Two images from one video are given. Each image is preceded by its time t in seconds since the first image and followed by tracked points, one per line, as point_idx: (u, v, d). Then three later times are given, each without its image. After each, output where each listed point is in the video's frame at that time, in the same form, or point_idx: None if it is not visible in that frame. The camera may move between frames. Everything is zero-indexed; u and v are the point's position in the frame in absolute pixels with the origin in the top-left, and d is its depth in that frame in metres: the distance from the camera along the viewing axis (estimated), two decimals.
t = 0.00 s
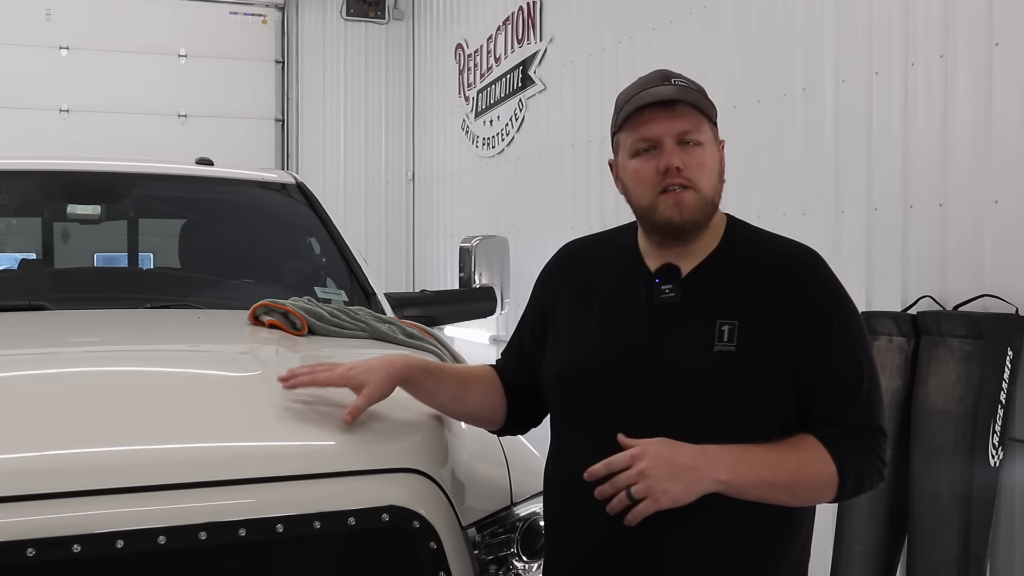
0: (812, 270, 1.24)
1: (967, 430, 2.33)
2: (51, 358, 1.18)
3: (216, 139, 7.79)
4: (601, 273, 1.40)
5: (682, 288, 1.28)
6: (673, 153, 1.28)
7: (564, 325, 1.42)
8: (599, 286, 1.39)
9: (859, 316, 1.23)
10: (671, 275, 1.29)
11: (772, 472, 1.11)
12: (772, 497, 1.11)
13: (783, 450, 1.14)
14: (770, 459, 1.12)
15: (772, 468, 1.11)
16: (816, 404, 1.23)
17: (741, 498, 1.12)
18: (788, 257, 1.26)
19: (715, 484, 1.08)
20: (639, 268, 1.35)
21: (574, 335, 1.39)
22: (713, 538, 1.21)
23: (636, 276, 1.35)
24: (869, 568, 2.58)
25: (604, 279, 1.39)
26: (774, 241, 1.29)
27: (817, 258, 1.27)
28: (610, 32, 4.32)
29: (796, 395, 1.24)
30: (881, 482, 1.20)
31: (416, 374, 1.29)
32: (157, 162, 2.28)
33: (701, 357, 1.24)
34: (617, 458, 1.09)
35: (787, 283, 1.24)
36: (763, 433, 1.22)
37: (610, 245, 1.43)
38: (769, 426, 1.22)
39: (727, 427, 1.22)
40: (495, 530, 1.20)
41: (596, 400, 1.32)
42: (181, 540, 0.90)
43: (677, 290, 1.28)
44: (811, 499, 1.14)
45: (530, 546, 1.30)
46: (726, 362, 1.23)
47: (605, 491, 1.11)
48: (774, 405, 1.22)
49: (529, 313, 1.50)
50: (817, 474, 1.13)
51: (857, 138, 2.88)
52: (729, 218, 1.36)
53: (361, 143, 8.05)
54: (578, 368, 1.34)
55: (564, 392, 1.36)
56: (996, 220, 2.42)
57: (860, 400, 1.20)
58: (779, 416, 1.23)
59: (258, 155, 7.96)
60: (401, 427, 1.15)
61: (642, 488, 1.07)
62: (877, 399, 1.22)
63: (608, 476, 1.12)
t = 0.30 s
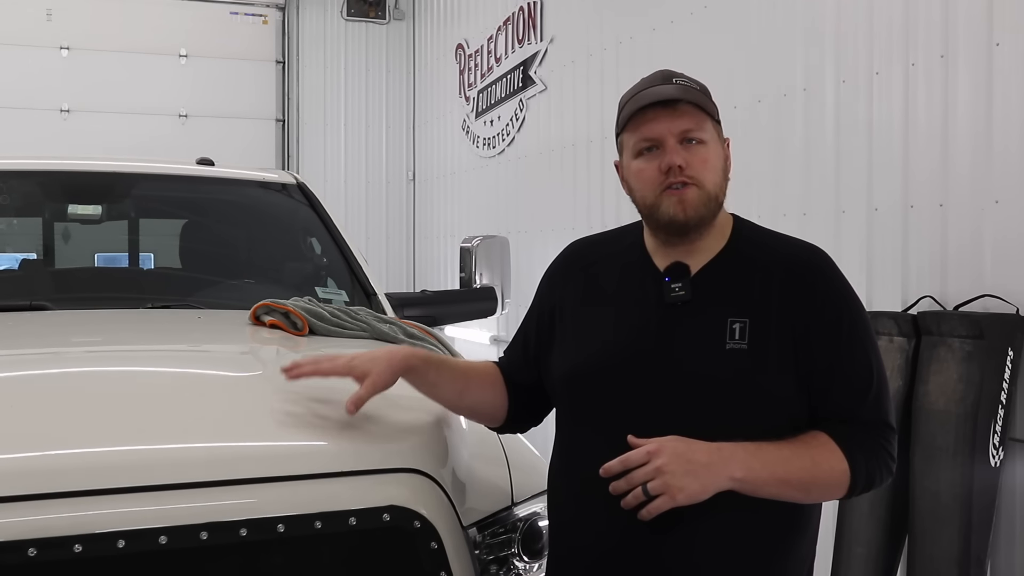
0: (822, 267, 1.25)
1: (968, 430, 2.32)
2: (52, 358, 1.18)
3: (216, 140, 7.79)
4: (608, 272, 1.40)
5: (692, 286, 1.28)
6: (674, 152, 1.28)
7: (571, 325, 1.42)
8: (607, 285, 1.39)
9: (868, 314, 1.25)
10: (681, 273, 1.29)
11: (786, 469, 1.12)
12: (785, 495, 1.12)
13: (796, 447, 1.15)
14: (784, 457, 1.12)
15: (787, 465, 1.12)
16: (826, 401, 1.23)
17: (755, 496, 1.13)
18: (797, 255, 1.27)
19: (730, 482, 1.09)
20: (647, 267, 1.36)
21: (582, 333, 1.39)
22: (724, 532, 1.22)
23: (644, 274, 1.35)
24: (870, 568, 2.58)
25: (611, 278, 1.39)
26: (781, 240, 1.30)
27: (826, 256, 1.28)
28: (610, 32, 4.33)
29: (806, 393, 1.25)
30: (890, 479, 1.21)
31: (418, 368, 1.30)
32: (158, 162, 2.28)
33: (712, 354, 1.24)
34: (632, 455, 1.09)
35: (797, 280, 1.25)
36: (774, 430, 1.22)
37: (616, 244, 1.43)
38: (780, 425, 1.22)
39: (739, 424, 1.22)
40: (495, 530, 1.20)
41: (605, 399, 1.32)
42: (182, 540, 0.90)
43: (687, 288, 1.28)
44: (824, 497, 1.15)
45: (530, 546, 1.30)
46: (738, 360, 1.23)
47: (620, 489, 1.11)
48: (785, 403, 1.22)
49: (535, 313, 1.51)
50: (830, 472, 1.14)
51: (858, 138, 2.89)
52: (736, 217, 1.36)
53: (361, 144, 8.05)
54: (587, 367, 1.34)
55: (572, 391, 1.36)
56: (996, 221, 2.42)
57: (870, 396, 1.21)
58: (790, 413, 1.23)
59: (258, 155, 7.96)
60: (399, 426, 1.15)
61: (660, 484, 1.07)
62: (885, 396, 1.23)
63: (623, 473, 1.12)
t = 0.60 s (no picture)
0: (822, 265, 1.26)
1: (968, 431, 2.32)
2: (52, 358, 1.18)
3: (216, 139, 7.79)
4: (609, 273, 1.40)
5: (693, 286, 1.29)
6: (671, 153, 1.29)
7: (571, 325, 1.42)
8: (607, 285, 1.39)
9: (868, 312, 1.25)
10: (681, 273, 1.30)
11: (791, 466, 1.12)
12: (790, 492, 1.13)
13: (802, 444, 1.16)
14: (789, 454, 1.13)
15: (792, 463, 1.13)
16: (827, 400, 1.24)
17: (760, 494, 1.14)
18: (797, 254, 1.28)
19: (736, 478, 1.10)
20: (648, 267, 1.36)
21: (582, 334, 1.39)
22: (728, 531, 1.22)
23: (645, 275, 1.35)
24: (870, 568, 2.58)
25: (612, 279, 1.39)
26: (781, 238, 1.31)
27: (827, 256, 1.29)
28: (610, 32, 4.33)
29: (807, 391, 1.25)
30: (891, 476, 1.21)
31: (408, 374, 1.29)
32: (158, 162, 2.28)
33: (714, 353, 1.25)
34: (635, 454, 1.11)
35: (797, 278, 1.26)
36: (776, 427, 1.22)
37: (617, 246, 1.44)
38: (783, 424, 1.23)
39: (741, 423, 1.22)
40: (495, 530, 1.21)
41: (607, 399, 1.32)
42: (182, 539, 0.91)
43: (688, 288, 1.28)
44: (829, 494, 1.15)
45: (530, 546, 1.28)
46: (740, 359, 1.24)
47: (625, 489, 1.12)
48: (787, 401, 1.23)
49: (535, 315, 1.51)
50: (835, 469, 1.15)
51: (858, 139, 2.89)
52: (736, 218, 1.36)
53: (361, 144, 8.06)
54: (588, 368, 1.34)
55: (574, 391, 1.36)
56: (996, 221, 2.42)
57: (871, 395, 1.21)
58: (792, 412, 1.23)
59: (258, 155, 7.96)
60: (398, 425, 1.15)
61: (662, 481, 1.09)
62: (886, 394, 1.23)
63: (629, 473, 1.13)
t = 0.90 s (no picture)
0: (817, 264, 1.26)
1: (968, 431, 2.32)
2: (52, 358, 1.18)
3: (217, 139, 7.79)
4: (605, 274, 1.40)
5: (690, 286, 1.29)
6: (663, 155, 1.29)
7: (568, 327, 1.42)
8: (604, 287, 1.39)
9: (863, 310, 1.26)
10: (678, 273, 1.29)
11: (797, 460, 1.12)
12: (795, 486, 1.13)
13: (807, 438, 1.16)
14: (795, 447, 1.14)
15: (799, 455, 1.13)
16: (825, 398, 1.24)
17: (766, 487, 1.13)
18: (794, 253, 1.28)
19: (744, 471, 1.09)
20: (645, 269, 1.36)
21: (580, 335, 1.39)
22: (729, 528, 1.22)
23: (642, 276, 1.35)
24: (870, 568, 2.58)
25: (609, 280, 1.39)
26: (777, 237, 1.31)
27: (823, 254, 1.29)
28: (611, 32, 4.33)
29: (806, 389, 1.26)
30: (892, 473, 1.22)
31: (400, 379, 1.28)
32: (158, 162, 2.28)
33: (712, 354, 1.25)
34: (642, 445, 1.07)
35: (793, 276, 1.26)
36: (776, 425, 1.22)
37: (614, 247, 1.44)
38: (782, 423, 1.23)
39: (741, 422, 1.22)
40: (495, 530, 1.20)
41: (605, 400, 1.32)
42: (182, 539, 0.91)
43: (685, 288, 1.28)
44: (832, 490, 1.16)
45: (530, 546, 1.28)
46: (738, 359, 1.24)
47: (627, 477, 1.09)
48: (785, 400, 1.23)
49: (532, 317, 1.51)
50: (840, 462, 1.15)
51: (858, 139, 2.89)
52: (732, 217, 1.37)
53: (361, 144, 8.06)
54: (586, 368, 1.34)
55: (572, 393, 1.36)
56: (996, 221, 2.42)
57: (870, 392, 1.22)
58: (791, 411, 1.24)
59: (259, 155, 7.96)
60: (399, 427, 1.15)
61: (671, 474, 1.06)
62: (885, 391, 1.24)
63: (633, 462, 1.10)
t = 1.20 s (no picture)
0: (805, 262, 1.26)
1: (969, 431, 2.32)
2: (52, 359, 1.18)
3: (217, 139, 7.79)
4: (596, 276, 1.41)
5: (676, 287, 1.29)
6: (649, 157, 1.30)
7: (558, 328, 1.42)
8: (594, 288, 1.40)
9: (851, 309, 1.26)
10: (665, 275, 1.30)
11: (777, 460, 1.12)
12: (777, 486, 1.13)
13: (787, 438, 1.16)
14: (775, 447, 1.13)
15: (778, 456, 1.12)
16: (813, 397, 1.24)
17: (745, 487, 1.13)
18: (781, 252, 1.28)
19: (721, 472, 1.08)
20: (632, 270, 1.36)
21: (569, 338, 1.39)
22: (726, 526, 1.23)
23: (630, 277, 1.36)
24: (870, 568, 2.58)
25: (600, 282, 1.39)
26: (766, 237, 1.31)
27: (810, 254, 1.29)
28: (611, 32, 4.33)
29: (794, 389, 1.26)
30: (881, 471, 1.22)
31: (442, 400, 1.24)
32: (158, 162, 2.28)
33: (699, 354, 1.25)
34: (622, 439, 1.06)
35: (780, 276, 1.26)
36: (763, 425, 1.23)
37: (604, 249, 1.44)
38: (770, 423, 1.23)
39: (728, 422, 1.22)
40: (496, 530, 1.19)
41: (594, 401, 1.32)
42: (182, 540, 0.91)
43: (671, 289, 1.29)
44: (815, 489, 1.16)
45: (530, 546, 1.27)
46: (724, 359, 1.24)
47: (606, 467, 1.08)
48: (773, 400, 1.23)
49: (526, 320, 1.51)
50: (822, 462, 1.15)
51: (858, 139, 2.89)
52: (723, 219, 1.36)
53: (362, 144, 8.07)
54: (574, 370, 1.35)
55: (563, 394, 1.36)
56: (997, 221, 2.42)
57: (857, 391, 1.21)
58: (779, 411, 1.24)
59: (259, 155, 7.96)
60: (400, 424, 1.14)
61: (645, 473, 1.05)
62: (874, 390, 1.23)
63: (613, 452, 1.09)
